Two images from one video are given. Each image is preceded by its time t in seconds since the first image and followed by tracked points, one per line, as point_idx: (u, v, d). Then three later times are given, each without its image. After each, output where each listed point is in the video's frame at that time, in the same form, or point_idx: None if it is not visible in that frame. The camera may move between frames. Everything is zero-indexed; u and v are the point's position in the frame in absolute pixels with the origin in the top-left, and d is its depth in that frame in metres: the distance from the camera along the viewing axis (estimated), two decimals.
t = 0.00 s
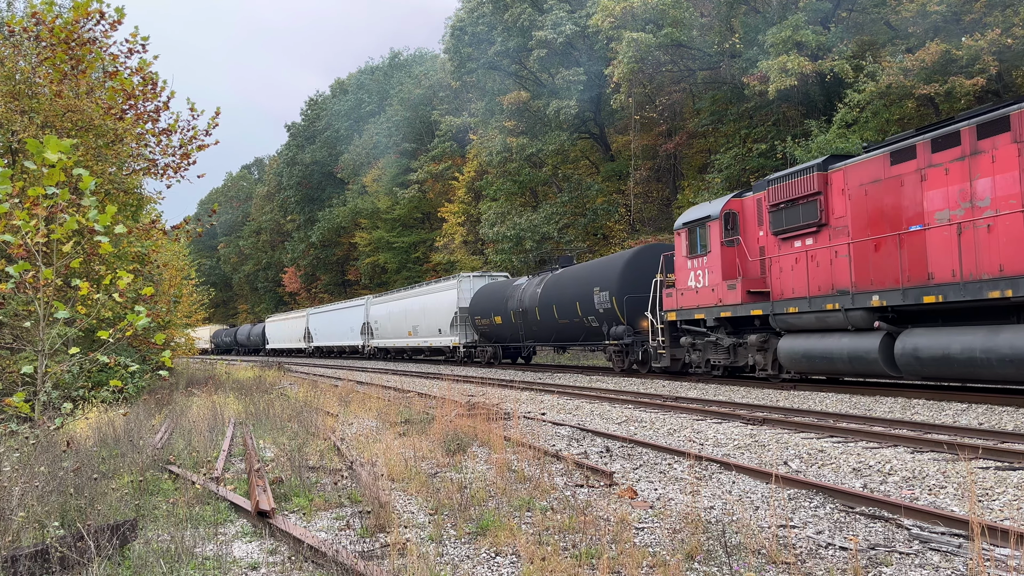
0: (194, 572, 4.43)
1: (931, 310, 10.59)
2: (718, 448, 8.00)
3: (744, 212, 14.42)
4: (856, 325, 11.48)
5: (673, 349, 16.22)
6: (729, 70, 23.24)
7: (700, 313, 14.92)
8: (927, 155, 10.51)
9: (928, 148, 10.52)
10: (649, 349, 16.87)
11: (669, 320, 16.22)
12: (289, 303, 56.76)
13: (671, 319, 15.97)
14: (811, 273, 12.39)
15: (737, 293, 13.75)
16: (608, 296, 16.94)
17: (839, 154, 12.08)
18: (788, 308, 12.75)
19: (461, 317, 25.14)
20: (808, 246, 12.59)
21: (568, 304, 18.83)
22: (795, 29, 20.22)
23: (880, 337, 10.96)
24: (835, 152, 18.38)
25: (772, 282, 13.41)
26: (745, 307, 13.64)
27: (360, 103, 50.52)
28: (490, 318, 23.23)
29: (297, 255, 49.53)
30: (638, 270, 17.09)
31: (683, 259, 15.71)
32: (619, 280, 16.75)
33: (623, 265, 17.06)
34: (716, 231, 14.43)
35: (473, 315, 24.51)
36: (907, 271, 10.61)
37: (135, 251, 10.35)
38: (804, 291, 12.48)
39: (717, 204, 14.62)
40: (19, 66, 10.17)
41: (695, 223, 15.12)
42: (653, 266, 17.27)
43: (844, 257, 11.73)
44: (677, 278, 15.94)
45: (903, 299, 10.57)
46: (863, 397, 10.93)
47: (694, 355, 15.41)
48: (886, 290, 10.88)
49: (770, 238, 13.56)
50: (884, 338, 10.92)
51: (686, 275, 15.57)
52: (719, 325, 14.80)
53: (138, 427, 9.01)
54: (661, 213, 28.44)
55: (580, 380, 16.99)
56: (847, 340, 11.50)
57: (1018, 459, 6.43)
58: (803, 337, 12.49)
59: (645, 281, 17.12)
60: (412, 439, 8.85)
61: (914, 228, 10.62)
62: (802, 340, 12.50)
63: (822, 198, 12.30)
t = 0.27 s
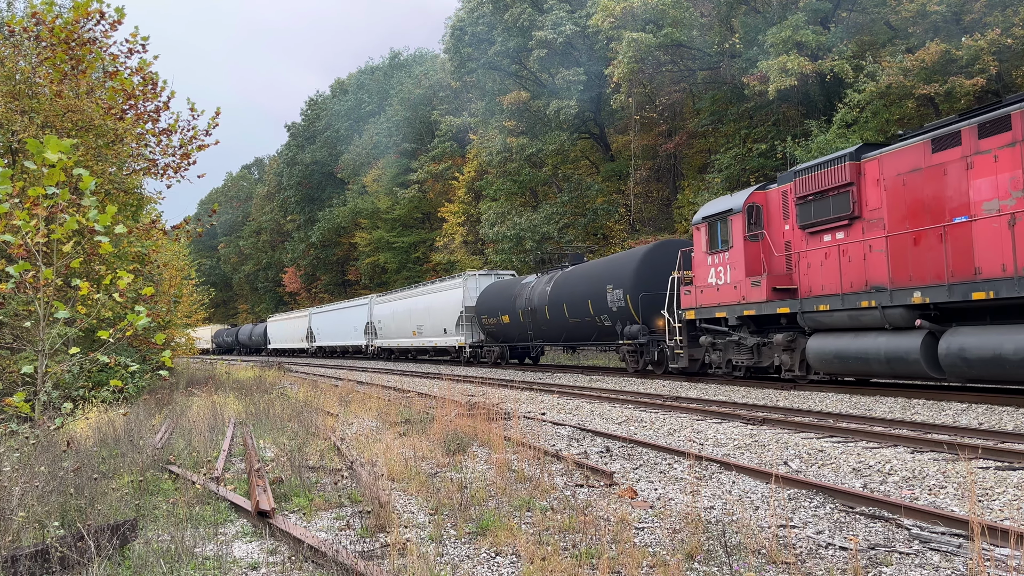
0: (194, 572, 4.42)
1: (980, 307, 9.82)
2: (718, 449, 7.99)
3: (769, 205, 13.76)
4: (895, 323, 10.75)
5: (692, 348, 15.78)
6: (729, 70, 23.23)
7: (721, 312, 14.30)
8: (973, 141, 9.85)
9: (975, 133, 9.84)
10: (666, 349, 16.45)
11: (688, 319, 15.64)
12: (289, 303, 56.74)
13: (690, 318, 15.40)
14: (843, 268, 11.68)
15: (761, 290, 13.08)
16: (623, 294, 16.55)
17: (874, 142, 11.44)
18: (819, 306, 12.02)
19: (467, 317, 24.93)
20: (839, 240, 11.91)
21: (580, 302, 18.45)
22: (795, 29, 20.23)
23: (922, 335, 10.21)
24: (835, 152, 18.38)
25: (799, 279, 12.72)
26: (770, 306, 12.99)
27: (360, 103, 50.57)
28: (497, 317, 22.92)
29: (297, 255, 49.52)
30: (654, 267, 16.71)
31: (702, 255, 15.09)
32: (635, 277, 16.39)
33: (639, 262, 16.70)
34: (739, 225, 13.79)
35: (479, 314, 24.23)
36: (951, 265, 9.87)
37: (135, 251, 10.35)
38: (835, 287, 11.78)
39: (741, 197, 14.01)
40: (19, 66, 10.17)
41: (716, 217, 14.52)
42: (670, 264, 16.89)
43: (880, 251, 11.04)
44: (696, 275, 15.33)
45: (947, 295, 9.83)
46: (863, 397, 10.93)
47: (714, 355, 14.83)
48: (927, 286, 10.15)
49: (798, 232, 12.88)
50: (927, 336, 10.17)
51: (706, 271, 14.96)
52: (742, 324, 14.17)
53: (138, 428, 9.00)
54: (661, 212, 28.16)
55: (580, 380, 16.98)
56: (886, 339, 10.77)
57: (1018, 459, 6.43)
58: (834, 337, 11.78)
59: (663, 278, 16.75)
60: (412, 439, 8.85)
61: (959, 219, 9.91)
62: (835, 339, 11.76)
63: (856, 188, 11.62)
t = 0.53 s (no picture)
0: (194, 572, 4.42)
1: None
2: (718, 449, 7.99)
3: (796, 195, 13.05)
4: (937, 321, 10.13)
5: (712, 348, 15.26)
6: (729, 70, 23.23)
7: (746, 310, 13.70)
8: None
9: None
10: (685, 349, 15.89)
11: (709, 317, 15.12)
12: (289, 303, 56.73)
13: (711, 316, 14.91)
14: (879, 263, 11.02)
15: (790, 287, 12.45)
16: (637, 292, 15.99)
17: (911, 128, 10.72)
18: (853, 303, 11.37)
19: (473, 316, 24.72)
20: (874, 233, 11.24)
21: (592, 301, 17.90)
22: (795, 29, 20.23)
23: (968, 334, 9.61)
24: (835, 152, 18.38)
25: (830, 275, 12.08)
26: (799, 303, 12.36)
27: (360, 103, 50.58)
28: (505, 316, 22.53)
29: (297, 255, 49.51)
30: (670, 264, 16.15)
31: (725, 250, 14.50)
32: (650, 275, 15.81)
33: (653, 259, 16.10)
34: (765, 218, 13.15)
35: (486, 313, 23.98)
36: (1001, 261, 9.20)
37: (135, 251, 10.35)
38: (871, 284, 11.14)
39: (766, 189, 13.34)
40: (19, 65, 10.16)
41: (740, 211, 13.89)
42: (687, 261, 16.29)
43: (921, 245, 10.37)
44: (718, 271, 14.75)
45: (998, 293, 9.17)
46: (863, 398, 10.93)
47: (737, 355, 14.32)
48: (975, 282, 9.49)
49: (829, 224, 12.19)
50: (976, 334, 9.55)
51: (729, 267, 14.37)
52: (767, 322, 13.56)
53: (138, 428, 9.00)
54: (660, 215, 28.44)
55: (580, 380, 16.98)
56: (928, 338, 10.13)
57: (1018, 459, 6.43)
58: (871, 336, 11.11)
59: (678, 276, 16.15)
60: (412, 439, 8.85)
61: (1009, 211, 9.22)
62: (871, 339, 11.09)
63: (894, 177, 10.89)
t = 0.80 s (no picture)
0: (194, 572, 4.42)
1: None
2: (718, 449, 8.00)
3: (827, 186, 12.38)
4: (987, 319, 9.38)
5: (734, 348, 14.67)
6: (729, 70, 23.23)
7: (773, 308, 13.05)
8: None
9: None
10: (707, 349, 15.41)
11: (731, 315, 14.44)
12: (289, 303, 56.71)
13: (734, 314, 14.23)
14: (921, 257, 10.35)
15: (821, 283, 11.79)
16: (654, 289, 15.66)
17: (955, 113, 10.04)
18: (893, 300, 10.70)
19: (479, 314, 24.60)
20: (914, 224, 10.58)
21: (606, 298, 17.57)
22: (795, 29, 20.24)
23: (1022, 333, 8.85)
24: (835, 152, 18.37)
25: (865, 270, 11.42)
26: (830, 301, 11.70)
27: (360, 103, 50.59)
28: (513, 315, 22.37)
29: (297, 255, 49.52)
30: (689, 259, 15.76)
31: (750, 245, 13.88)
32: (666, 272, 15.47)
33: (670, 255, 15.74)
34: (793, 211, 12.50)
35: (492, 312, 23.90)
36: None
37: (134, 251, 10.34)
38: (911, 279, 10.47)
39: (795, 180, 12.70)
40: (19, 66, 10.16)
41: (767, 204, 13.26)
42: (705, 257, 15.89)
43: (967, 237, 9.69)
44: (742, 267, 14.15)
45: None
46: (863, 398, 10.94)
47: (762, 355, 13.72)
48: None
49: (863, 217, 11.54)
50: None
51: (754, 263, 13.75)
52: (796, 321, 12.83)
53: (138, 428, 9.00)
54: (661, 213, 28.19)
55: (580, 380, 16.98)
56: (977, 338, 9.38)
57: (1018, 459, 6.42)
58: (911, 336, 10.39)
59: (697, 273, 15.78)
60: (412, 439, 8.85)
61: None
62: (914, 338, 10.34)
63: (937, 165, 10.22)
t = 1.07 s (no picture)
0: (194, 572, 4.42)
1: None
2: (717, 448, 8.00)
3: (861, 177, 11.85)
4: None
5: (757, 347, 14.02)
6: (730, 70, 23.22)
7: (802, 305, 12.42)
8: None
9: None
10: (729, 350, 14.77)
11: (755, 313, 13.82)
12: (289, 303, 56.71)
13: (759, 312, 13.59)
14: (967, 250, 9.76)
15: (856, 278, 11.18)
16: (671, 287, 15.12)
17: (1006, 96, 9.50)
18: (935, 296, 10.06)
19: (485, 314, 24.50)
20: (960, 215, 10.01)
21: (620, 297, 17.08)
22: (796, 29, 20.24)
23: None
24: (835, 152, 18.36)
25: (904, 264, 10.83)
26: (865, 297, 11.10)
27: (360, 103, 50.60)
28: (521, 314, 22.22)
29: (297, 255, 49.54)
30: (708, 257, 15.13)
31: (776, 239, 13.29)
32: (684, 269, 14.91)
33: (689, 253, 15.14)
34: (825, 202, 11.91)
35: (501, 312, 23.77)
36: None
37: (134, 251, 10.33)
38: (956, 273, 9.89)
39: (827, 170, 12.12)
40: (19, 66, 10.17)
41: (795, 195, 12.67)
42: (725, 255, 15.26)
43: (1019, 227, 9.10)
44: (767, 262, 13.55)
45: None
46: (862, 398, 10.93)
47: (788, 356, 13.04)
48: None
49: (902, 208, 10.97)
50: None
51: (781, 257, 13.16)
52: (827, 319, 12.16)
53: (138, 428, 9.00)
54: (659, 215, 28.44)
55: (580, 380, 16.97)
56: None
57: (1018, 459, 6.42)
58: (957, 335, 9.73)
59: (716, 271, 15.17)
60: (412, 440, 8.85)
61: None
62: (962, 338, 9.64)
63: (985, 152, 9.68)
